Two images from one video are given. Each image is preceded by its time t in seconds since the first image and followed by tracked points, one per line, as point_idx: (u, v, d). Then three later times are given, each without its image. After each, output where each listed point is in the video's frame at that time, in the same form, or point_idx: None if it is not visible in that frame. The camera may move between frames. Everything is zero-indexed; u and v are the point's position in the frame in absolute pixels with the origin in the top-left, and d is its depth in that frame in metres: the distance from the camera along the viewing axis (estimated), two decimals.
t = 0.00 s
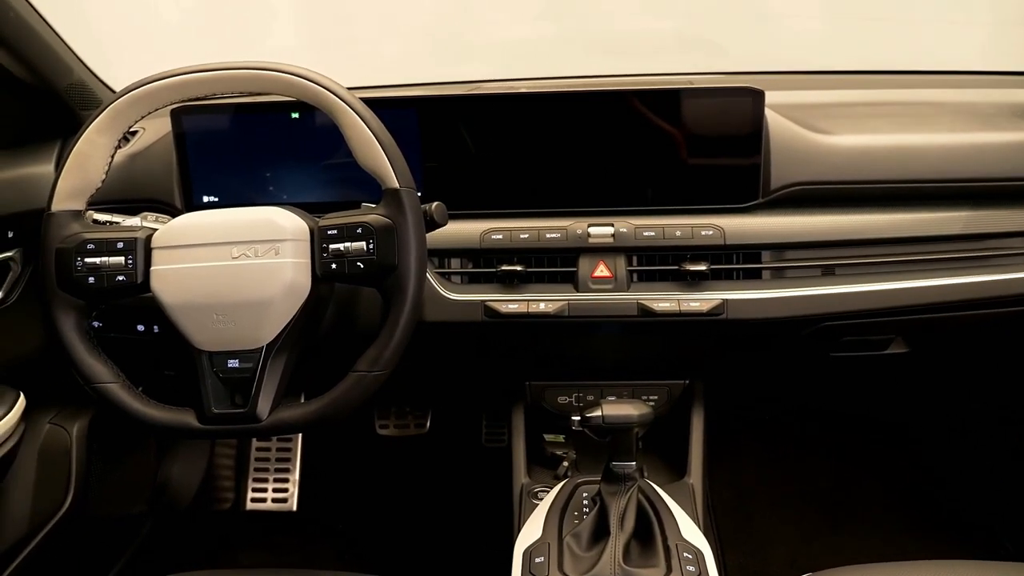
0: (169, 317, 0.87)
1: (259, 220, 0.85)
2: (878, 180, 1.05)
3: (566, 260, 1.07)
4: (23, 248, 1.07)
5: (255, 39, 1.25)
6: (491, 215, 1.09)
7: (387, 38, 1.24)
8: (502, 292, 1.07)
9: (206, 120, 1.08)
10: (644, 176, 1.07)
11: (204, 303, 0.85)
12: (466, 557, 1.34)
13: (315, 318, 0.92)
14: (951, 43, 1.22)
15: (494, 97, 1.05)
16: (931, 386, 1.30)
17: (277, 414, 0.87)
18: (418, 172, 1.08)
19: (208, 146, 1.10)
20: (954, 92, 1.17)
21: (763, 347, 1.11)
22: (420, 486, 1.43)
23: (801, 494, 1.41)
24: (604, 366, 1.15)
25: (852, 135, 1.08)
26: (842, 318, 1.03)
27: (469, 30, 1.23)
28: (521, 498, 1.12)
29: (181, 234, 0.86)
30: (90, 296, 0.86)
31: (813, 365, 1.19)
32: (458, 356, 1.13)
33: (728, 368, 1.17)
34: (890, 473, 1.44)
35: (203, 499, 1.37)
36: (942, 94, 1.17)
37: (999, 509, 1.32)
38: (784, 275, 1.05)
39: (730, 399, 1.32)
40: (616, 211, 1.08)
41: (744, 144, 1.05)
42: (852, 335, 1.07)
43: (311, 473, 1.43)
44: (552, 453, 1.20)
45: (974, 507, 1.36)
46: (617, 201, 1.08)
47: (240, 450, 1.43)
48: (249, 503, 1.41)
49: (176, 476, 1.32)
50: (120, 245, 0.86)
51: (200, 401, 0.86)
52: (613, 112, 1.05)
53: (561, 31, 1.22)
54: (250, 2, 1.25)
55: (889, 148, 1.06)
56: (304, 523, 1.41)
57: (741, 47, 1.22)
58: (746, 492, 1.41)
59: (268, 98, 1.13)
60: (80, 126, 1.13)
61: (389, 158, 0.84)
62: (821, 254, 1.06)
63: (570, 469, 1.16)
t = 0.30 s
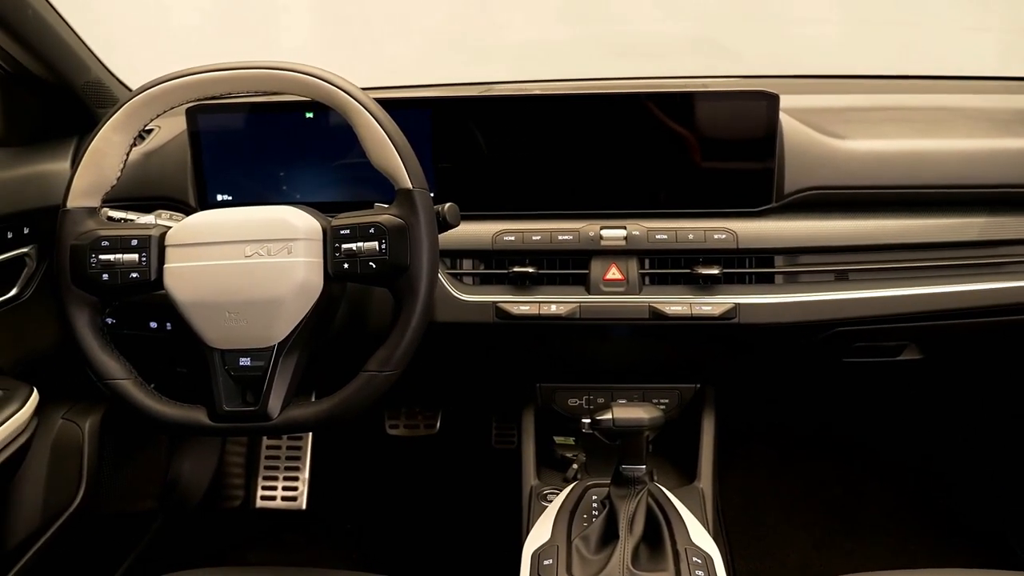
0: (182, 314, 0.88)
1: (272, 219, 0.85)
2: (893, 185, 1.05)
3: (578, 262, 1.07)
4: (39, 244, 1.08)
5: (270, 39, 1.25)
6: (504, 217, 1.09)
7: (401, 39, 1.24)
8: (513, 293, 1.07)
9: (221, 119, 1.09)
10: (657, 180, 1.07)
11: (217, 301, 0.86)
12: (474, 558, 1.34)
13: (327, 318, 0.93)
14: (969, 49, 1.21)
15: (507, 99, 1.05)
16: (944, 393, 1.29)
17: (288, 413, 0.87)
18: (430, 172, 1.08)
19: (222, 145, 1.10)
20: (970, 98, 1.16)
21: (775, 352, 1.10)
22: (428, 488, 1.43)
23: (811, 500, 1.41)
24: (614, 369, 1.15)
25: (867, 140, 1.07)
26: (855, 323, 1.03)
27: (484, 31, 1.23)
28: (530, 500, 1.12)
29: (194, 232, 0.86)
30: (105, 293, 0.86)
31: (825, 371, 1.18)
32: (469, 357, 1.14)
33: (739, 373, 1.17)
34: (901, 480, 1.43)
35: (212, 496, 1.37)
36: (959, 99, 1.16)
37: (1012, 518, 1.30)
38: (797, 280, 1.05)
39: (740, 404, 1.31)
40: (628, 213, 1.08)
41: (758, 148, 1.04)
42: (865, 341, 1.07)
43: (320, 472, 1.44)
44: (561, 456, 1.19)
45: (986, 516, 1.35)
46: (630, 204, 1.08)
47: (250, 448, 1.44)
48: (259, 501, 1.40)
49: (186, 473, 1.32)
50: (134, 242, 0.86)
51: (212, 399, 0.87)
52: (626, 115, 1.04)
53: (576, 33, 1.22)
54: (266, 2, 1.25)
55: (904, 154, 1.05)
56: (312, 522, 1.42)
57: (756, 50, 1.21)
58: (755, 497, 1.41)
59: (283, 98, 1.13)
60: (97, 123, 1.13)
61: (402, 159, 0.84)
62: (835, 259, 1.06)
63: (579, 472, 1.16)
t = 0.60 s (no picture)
0: (194, 312, 0.88)
1: (284, 218, 0.85)
2: (907, 190, 1.04)
3: (589, 264, 1.07)
4: (53, 242, 1.09)
5: (287, 39, 1.27)
6: (515, 218, 1.09)
7: (415, 39, 1.25)
8: (524, 295, 1.06)
9: (235, 118, 1.09)
10: (669, 183, 1.07)
11: (228, 299, 0.86)
12: (481, 558, 1.34)
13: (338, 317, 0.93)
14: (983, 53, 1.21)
15: (519, 100, 1.04)
16: (957, 398, 1.28)
17: (298, 412, 0.87)
18: (442, 173, 1.08)
19: (236, 144, 1.11)
20: (985, 102, 1.16)
21: (786, 357, 1.10)
22: (438, 484, 1.43)
23: (820, 505, 1.40)
24: (625, 371, 1.15)
25: (881, 144, 1.07)
26: (868, 329, 1.03)
27: (497, 32, 1.23)
28: (539, 502, 1.12)
29: (207, 230, 0.86)
30: (117, 290, 0.87)
31: (836, 376, 1.17)
32: (479, 358, 1.14)
33: (749, 377, 1.16)
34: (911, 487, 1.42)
35: (223, 493, 1.38)
36: (975, 103, 1.15)
37: None
38: (809, 284, 1.05)
39: (750, 407, 1.31)
40: (640, 216, 1.08)
41: (770, 151, 1.04)
42: (877, 347, 1.06)
43: (329, 471, 1.45)
44: (570, 458, 1.19)
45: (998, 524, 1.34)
46: (641, 206, 1.07)
47: (260, 446, 1.44)
48: (268, 499, 1.41)
49: (195, 471, 1.33)
50: (147, 240, 0.86)
51: (222, 397, 0.87)
52: (639, 117, 1.04)
53: (589, 35, 1.23)
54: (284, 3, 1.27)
55: (919, 158, 1.05)
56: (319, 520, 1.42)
57: (769, 53, 1.22)
58: (764, 502, 1.40)
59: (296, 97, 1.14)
60: (110, 121, 1.15)
61: (414, 159, 0.84)
62: (848, 263, 1.05)
63: (588, 474, 1.16)
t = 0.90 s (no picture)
0: (206, 310, 0.88)
1: (297, 217, 0.85)
2: (921, 194, 1.04)
3: (601, 266, 1.07)
4: (68, 239, 1.09)
5: (304, 39, 1.28)
6: (527, 220, 1.09)
7: (429, 40, 1.25)
8: (535, 296, 1.07)
9: (249, 117, 1.10)
10: (682, 185, 1.06)
11: (241, 297, 0.86)
12: (489, 560, 1.34)
13: (350, 316, 0.93)
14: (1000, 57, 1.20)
15: (533, 101, 1.04)
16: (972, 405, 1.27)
17: (309, 411, 0.87)
18: (455, 173, 1.08)
19: (250, 143, 1.11)
20: (1003, 106, 1.15)
21: (798, 361, 1.09)
22: (448, 488, 1.44)
23: (831, 510, 1.39)
24: (636, 373, 1.15)
25: (897, 148, 1.06)
26: (881, 333, 1.02)
27: (510, 33, 1.23)
28: (548, 504, 1.12)
29: (220, 228, 0.87)
30: (131, 288, 0.87)
31: (849, 380, 1.17)
32: (489, 359, 1.14)
33: (761, 381, 1.16)
34: (923, 493, 1.41)
35: (233, 491, 1.39)
36: (992, 107, 1.14)
37: None
38: (823, 288, 1.04)
39: (761, 411, 1.31)
40: (652, 217, 1.07)
41: (784, 154, 1.03)
42: (890, 351, 1.06)
43: (339, 471, 1.45)
44: (580, 460, 1.19)
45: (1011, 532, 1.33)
46: (654, 208, 1.07)
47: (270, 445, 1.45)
48: (278, 497, 1.41)
49: (209, 467, 1.34)
50: (161, 238, 0.86)
51: (233, 395, 0.88)
52: (652, 119, 1.04)
53: (603, 36, 1.23)
54: (299, 4, 1.27)
55: (933, 162, 1.04)
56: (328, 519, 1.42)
57: (783, 56, 1.21)
58: (775, 506, 1.39)
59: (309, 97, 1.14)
60: (126, 120, 1.15)
61: (427, 160, 0.84)
62: (862, 268, 1.04)
63: (598, 477, 1.15)
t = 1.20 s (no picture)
0: (215, 308, 0.89)
1: (306, 217, 0.85)
2: (932, 198, 1.03)
3: (610, 268, 1.07)
4: (79, 238, 1.10)
5: (316, 40, 1.29)
6: (536, 220, 1.09)
7: (440, 41, 1.26)
8: (543, 297, 1.07)
9: (260, 116, 1.10)
10: (692, 187, 1.06)
11: (250, 296, 0.87)
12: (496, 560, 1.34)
13: (358, 316, 0.93)
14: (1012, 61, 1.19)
15: (542, 102, 1.04)
16: (982, 409, 1.26)
17: (317, 410, 0.87)
18: (465, 174, 1.08)
19: (260, 142, 1.11)
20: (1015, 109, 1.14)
21: (808, 364, 1.09)
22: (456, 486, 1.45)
23: (839, 514, 1.38)
24: (644, 375, 1.15)
25: (909, 151, 1.05)
26: (892, 337, 1.01)
27: (520, 35, 1.24)
28: (555, 505, 1.12)
29: (230, 227, 0.87)
30: (142, 286, 0.88)
31: (858, 384, 1.16)
32: (498, 360, 1.14)
33: (770, 384, 1.15)
34: (932, 498, 1.40)
35: (241, 489, 1.39)
36: (1006, 110, 1.13)
37: None
38: (833, 291, 1.03)
39: (769, 414, 1.30)
40: (661, 219, 1.07)
41: (795, 156, 1.03)
42: (900, 355, 1.05)
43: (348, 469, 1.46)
44: (588, 462, 1.19)
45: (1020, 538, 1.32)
46: (663, 210, 1.07)
47: (279, 445, 1.45)
48: (285, 496, 1.41)
49: (217, 466, 1.34)
50: (171, 237, 0.87)
51: (242, 394, 0.88)
52: (662, 121, 1.04)
53: (613, 37, 1.23)
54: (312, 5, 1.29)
55: (945, 166, 1.03)
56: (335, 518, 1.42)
57: (793, 59, 1.21)
58: (783, 510, 1.39)
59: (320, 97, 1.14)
60: (137, 118, 1.16)
61: (437, 159, 0.84)
62: (873, 271, 1.04)
63: (605, 478, 1.15)
